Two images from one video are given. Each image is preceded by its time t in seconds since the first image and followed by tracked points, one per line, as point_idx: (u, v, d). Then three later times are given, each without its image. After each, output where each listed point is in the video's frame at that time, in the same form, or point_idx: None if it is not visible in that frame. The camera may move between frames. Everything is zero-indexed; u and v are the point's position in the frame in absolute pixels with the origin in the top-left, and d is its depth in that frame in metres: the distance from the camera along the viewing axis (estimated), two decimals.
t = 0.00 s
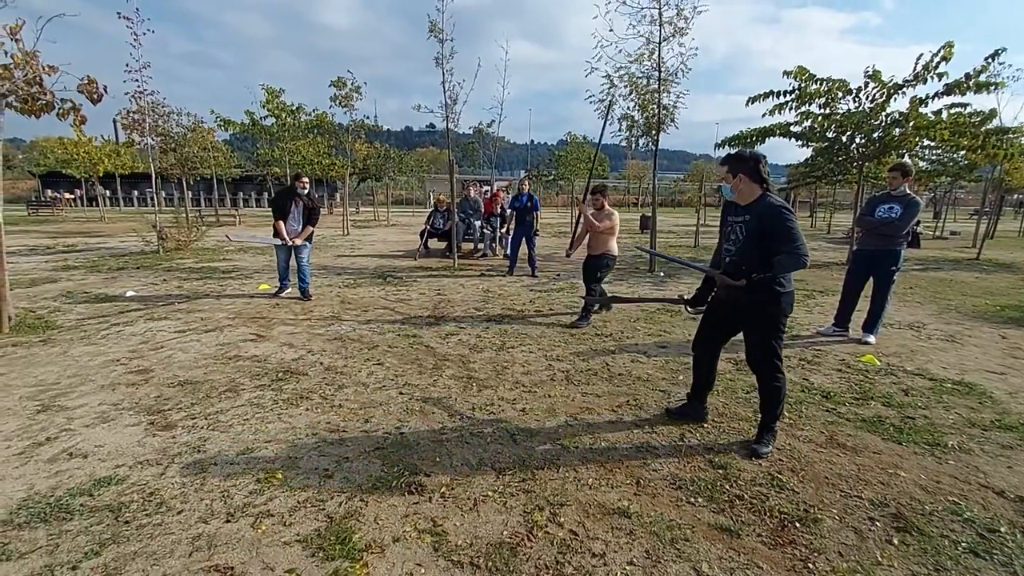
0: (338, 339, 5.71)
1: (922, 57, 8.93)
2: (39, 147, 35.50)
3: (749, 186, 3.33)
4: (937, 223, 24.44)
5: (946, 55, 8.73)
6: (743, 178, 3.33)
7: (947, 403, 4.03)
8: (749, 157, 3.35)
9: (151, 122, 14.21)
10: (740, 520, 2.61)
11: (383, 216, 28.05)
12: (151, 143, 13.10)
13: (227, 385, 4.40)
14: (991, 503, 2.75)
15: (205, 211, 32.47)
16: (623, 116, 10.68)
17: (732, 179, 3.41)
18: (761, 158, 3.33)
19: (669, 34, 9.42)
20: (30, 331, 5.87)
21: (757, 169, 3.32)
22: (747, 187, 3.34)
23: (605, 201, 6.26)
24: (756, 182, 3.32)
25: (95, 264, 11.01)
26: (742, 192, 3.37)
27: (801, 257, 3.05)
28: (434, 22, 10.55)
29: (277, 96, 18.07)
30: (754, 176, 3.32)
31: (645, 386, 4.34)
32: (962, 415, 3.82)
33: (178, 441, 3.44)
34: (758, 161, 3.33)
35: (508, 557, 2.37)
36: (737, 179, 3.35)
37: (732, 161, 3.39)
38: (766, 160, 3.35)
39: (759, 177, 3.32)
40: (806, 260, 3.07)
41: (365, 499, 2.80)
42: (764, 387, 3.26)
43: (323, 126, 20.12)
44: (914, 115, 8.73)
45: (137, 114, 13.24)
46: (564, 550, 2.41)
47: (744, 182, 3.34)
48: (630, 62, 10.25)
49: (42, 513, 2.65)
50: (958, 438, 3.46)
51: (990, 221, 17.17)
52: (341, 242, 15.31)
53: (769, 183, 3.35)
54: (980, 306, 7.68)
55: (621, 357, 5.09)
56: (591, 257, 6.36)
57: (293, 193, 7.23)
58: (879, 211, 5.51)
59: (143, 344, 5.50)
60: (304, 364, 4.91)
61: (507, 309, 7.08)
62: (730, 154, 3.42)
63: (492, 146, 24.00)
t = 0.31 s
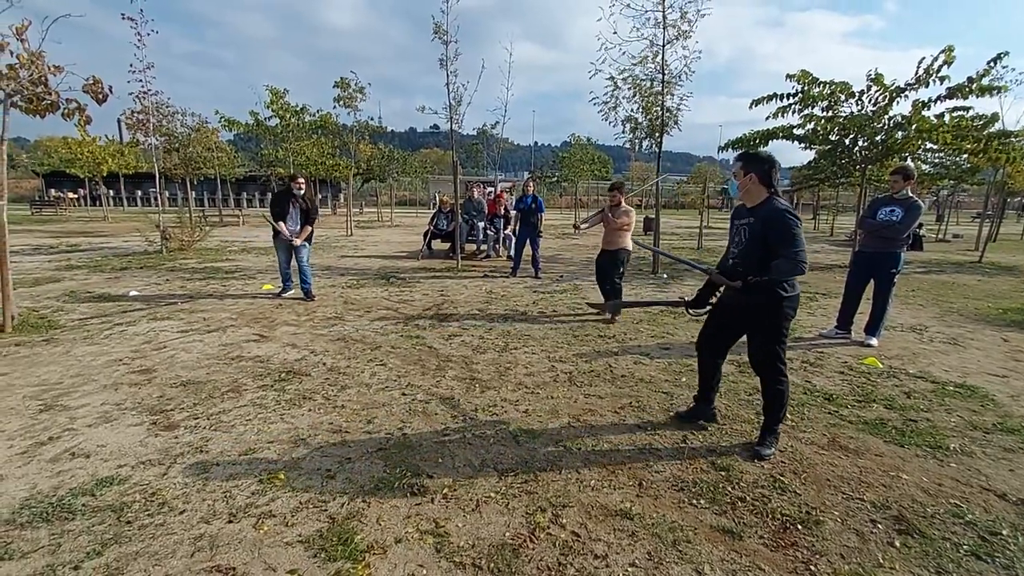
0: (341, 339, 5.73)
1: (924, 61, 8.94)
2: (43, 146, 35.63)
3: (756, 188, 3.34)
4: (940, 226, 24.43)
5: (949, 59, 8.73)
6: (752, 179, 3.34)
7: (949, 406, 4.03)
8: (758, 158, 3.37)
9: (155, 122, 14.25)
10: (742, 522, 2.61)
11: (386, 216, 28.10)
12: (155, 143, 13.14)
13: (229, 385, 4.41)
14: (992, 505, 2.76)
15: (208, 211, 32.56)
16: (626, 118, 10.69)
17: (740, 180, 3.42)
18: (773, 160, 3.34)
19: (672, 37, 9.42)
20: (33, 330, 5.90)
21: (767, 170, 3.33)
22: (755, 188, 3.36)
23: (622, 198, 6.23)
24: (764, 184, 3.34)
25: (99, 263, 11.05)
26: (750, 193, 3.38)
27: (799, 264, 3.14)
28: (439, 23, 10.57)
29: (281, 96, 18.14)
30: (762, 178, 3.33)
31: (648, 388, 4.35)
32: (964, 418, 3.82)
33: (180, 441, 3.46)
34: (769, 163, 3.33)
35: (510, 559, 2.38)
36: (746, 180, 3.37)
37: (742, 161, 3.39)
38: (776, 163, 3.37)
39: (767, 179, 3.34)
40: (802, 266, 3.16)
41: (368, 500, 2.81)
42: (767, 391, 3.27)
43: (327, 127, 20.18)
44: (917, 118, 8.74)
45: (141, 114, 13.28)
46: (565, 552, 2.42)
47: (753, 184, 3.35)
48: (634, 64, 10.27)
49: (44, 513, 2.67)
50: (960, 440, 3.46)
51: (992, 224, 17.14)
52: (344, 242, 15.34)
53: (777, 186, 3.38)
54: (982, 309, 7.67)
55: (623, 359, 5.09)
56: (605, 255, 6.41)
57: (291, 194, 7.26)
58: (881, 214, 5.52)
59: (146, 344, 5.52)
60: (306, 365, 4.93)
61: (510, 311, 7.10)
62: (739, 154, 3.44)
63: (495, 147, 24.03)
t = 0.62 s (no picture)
0: (342, 342, 5.74)
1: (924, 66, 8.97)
2: (45, 148, 35.69)
3: (727, 192, 3.43)
4: (940, 230, 24.44)
5: (949, 63, 8.77)
6: (724, 183, 3.44)
7: (949, 409, 4.04)
8: (730, 164, 3.46)
9: (156, 124, 14.27)
10: (742, 524, 2.62)
11: (387, 219, 28.13)
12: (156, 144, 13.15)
13: (230, 388, 4.42)
14: (991, 508, 2.77)
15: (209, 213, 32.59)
16: (627, 121, 10.71)
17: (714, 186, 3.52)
18: (744, 165, 3.43)
19: (674, 40, 9.43)
20: (33, 332, 5.91)
21: (738, 175, 3.41)
22: (728, 193, 3.45)
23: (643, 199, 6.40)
24: (735, 188, 3.42)
25: (99, 265, 11.06)
26: (724, 198, 3.47)
27: (758, 260, 3.15)
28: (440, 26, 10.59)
29: (282, 99, 18.18)
30: (733, 182, 3.42)
31: (648, 390, 4.36)
32: (963, 421, 3.83)
33: (181, 443, 3.47)
34: (739, 168, 3.42)
35: (511, 561, 2.38)
36: (719, 185, 3.46)
37: (715, 168, 3.50)
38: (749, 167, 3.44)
39: (740, 183, 3.42)
40: (763, 263, 3.17)
41: (368, 502, 2.82)
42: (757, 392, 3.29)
43: (328, 129, 20.21)
44: (917, 122, 8.77)
45: (142, 115, 13.30)
46: (566, 554, 2.42)
47: (725, 188, 3.45)
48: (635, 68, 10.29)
49: (44, 514, 2.68)
50: (959, 443, 3.47)
51: (993, 228, 17.16)
52: (344, 245, 15.35)
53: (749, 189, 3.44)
54: (982, 312, 7.68)
55: (624, 362, 5.10)
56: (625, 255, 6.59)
57: (287, 195, 7.26)
58: (876, 218, 5.53)
59: (147, 345, 5.53)
60: (307, 367, 4.94)
61: (511, 313, 7.11)
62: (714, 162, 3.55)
63: (496, 150, 24.06)
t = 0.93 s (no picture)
0: (340, 343, 5.74)
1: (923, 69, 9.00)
2: (44, 150, 35.66)
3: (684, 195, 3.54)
4: (938, 232, 24.49)
5: (947, 66, 8.80)
6: (681, 188, 3.56)
7: (946, 412, 4.04)
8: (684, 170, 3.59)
9: (154, 125, 14.26)
10: (740, 526, 2.62)
11: (386, 221, 28.13)
12: (155, 146, 13.13)
13: (228, 389, 4.41)
14: (989, 511, 2.77)
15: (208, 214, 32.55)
16: (626, 123, 10.72)
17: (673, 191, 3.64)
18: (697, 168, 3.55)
19: (673, 43, 9.44)
20: (31, 333, 5.90)
21: (693, 178, 3.53)
22: (685, 196, 3.56)
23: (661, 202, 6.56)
24: (692, 190, 3.53)
25: (97, 266, 11.04)
26: (682, 201, 3.58)
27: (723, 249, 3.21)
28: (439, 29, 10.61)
29: (281, 100, 18.19)
30: (689, 185, 3.53)
31: (647, 393, 4.36)
32: (961, 423, 3.84)
33: (179, 445, 3.46)
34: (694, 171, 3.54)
35: (509, 563, 2.38)
36: (677, 190, 3.58)
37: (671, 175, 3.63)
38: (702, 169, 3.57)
39: (694, 185, 3.53)
40: (728, 252, 3.22)
41: (366, 503, 2.82)
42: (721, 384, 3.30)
43: (328, 131, 20.20)
44: (914, 125, 8.80)
45: (141, 117, 13.29)
46: (564, 555, 2.42)
47: (680, 192, 3.57)
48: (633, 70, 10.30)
49: (42, 515, 2.67)
50: (956, 446, 3.47)
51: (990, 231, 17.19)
52: (343, 247, 15.33)
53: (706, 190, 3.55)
54: (979, 315, 7.70)
55: (621, 364, 5.10)
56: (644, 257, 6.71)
57: (298, 198, 7.21)
58: (861, 220, 5.58)
59: (145, 347, 5.52)
60: (306, 368, 4.93)
61: (510, 315, 7.11)
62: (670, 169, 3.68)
63: (495, 152, 24.08)
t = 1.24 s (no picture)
0: (339, 344, 5.74)
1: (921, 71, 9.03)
2: (42, 151, 35.62)
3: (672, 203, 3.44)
4: (936, 234, 24.52)
5: (945, 68, 8.82)
6: (670, 195, 3.45)
7: (943, 413, 4.05)
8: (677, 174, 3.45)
9: (153, 126, 14.25)
10: (738, 527, 2.62)
11: (384, 222, 28.12)
12: (153, 146, 13.12)
13: (227, 390, 4.40)
14: (987, 512, 2.77)
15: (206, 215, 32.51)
16: (624, 125, 10.74)
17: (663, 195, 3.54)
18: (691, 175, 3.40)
19: (671, 44, 9.45)
20: (29, 334, 5.89)
21: (683, 185, 3.41)
22: (675, 203, 3.46)
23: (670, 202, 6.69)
24: (681, 198, 3.42)
25: (96, 267, 11.03)
26: (672, 207, 3.48)
27: (697, 267, 3.19)
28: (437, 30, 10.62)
29: (280, 101, 18.19)
30: (678, 193, 3.42)
31: (645, 394, 4.36)
32: (959, 425, 3.84)
33: (177, 445, 3.45)
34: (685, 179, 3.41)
35: (507, 564, 2.38)
36: (666, 196, 3.47)
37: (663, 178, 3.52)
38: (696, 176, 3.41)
39: (685, 193, 3.43)
40: (703, 270, 3.20)
41: (365, 504, 2.81)
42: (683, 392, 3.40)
43: (326, 132, 20.20)
44: (912, 127, 8.83)
45: (139, 117, 13.27)
46: (562, 556, 2.42)
47: (672, 197, 3.46)
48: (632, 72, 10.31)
49: (40, 516, 2.66)
50: (954, 447, 3.48)
51: (988, 233, 17.24)
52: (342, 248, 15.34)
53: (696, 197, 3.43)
54: (977, 317, 7.71)
55: (620, 365, 5.11)
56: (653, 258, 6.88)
57: (304, 195, 7.21)
58: (844, 222, 5.59)
59: (143, 348, 5.52)
60: (304, 369, 4.93)
61: (508, 316, 7.12)
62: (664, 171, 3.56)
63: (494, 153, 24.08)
